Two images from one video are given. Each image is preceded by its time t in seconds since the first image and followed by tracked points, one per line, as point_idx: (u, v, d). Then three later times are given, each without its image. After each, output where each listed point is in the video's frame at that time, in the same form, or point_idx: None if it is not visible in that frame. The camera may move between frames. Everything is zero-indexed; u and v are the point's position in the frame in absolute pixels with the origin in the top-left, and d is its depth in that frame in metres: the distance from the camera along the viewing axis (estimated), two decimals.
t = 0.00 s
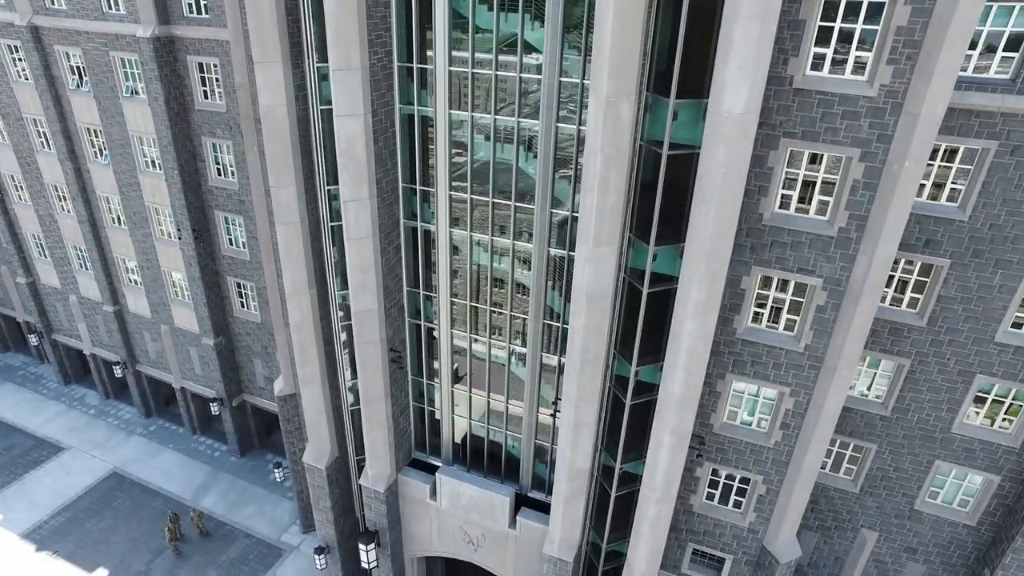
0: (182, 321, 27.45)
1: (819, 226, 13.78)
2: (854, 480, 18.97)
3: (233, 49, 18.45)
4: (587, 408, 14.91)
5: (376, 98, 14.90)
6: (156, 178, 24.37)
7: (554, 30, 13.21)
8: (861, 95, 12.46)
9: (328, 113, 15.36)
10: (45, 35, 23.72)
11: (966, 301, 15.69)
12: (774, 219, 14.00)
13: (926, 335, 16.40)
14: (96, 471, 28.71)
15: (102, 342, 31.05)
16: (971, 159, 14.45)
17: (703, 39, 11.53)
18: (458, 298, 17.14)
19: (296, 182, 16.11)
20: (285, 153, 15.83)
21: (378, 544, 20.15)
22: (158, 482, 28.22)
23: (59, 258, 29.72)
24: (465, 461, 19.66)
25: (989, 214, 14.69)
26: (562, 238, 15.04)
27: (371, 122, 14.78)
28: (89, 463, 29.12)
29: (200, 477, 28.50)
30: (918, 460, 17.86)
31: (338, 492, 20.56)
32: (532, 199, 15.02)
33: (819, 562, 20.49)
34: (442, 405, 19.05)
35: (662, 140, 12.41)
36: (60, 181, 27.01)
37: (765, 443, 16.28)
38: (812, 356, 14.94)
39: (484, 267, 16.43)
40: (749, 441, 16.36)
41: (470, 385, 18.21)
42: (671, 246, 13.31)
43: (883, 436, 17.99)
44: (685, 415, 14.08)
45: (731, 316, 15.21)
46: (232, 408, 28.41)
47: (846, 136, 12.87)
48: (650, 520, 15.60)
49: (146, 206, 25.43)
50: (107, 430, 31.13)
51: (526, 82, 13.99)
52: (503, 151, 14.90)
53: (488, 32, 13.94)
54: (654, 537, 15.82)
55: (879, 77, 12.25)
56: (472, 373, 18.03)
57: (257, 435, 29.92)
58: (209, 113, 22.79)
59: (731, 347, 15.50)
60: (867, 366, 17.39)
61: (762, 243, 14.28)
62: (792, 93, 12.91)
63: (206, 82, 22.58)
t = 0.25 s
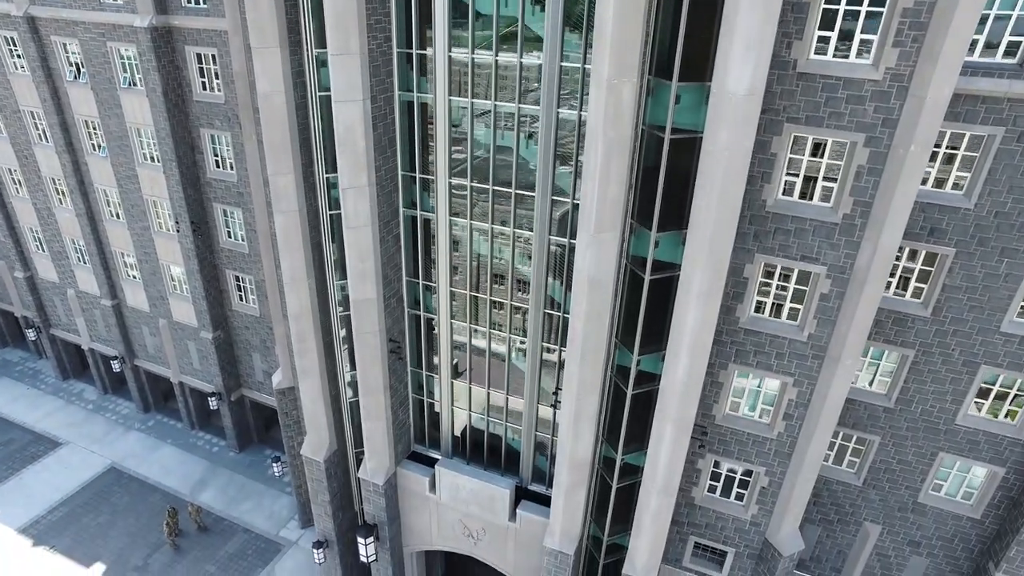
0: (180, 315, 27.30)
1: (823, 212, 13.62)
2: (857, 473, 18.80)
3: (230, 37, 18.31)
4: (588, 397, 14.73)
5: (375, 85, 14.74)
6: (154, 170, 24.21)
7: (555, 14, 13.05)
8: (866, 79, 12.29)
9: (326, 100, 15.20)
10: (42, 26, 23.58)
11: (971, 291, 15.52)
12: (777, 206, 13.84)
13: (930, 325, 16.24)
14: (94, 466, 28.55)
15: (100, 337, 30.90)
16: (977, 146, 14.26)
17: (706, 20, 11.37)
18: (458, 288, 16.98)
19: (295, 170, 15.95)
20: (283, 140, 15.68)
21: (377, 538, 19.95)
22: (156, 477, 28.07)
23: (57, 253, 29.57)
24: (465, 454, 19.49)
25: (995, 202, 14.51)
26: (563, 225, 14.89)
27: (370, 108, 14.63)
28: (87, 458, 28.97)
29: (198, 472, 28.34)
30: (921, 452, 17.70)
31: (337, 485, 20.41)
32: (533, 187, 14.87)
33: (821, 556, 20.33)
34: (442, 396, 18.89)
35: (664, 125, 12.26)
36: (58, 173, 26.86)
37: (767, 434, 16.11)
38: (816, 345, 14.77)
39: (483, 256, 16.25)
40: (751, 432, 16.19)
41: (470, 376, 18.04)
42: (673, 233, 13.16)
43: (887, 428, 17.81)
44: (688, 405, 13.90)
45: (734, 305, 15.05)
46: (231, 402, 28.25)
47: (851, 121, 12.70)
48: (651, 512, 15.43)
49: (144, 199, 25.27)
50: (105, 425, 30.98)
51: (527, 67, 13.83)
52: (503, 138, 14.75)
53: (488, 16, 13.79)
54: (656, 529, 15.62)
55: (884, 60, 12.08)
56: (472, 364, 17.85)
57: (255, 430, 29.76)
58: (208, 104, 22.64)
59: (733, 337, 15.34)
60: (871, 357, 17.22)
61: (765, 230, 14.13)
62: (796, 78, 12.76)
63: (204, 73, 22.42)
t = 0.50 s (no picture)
0: (178, 310, 27.14)
1: (827, 200, 13.46)
2: (861, 466, 18.63)
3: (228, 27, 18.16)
4: (589, 388, 14.56)
5: (374, 72, 14.58)
6: (151, 163, 24.06)
7: None
8: (870, 63, 12.10)
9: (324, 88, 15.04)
10: (39, 18, 23.44)
11: (976, 281, 15.36)
12: (781, 193, 13.68)
13: (935, 316, 16.07)
14: (91, 462, 28.37)
15: (98, 332, 30.74)
16: (983, 134, 14.09)
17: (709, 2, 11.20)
18: (457, 279, 16.82)
19: (292, 159, 15.79)
20: (281, 128, 15.53)
21: (376, 533, 19.77)
22: (154, 473, 27.89)
23: (54, 247, 29.42)
24: (464, 447, 19.32)
25: (1000, 191, 14.34)
26: (564, 214, 14.73)
27: (368, 95, 14.46)
28: (85, 454, 28.80)
29: (196, 468, 28.16)
30: (925, 445, 17.52)
31: (336, 479, 20.24)
32: (533, 175, 14.70)
33: (824, 551, 20.18)
34: (441, 389, 18.71)
35: (666, 110, 12.11)
36: (55, 167, 26.70)
37: (770, 426, 15.94)
38: (819, 335, 14.60)
39: (483, 246, 16.08)
40: (754, 424, 16.02)
41: (470, 368, 17.87)
42: (675, 219, 13.01)
43: (891, 421, 17.64)
44: (690, 395, 13.71)
45: (737, 295, 14.89)
46: (229, 398, 28.08)
47: (855, 106, 12.53)
48: (653, 504, 15.26)
49: (142, 192, 25.11)
50: (103, 421, 30.81)
51: (527, 53, 13.66)
52: (503, 126, 14.59)
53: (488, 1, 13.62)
54: (658, 522, 15.43)
55: (889, 44, 11.89)
56: (471, 356, 17.68)
57: (254, 426, 29.60)
58: (206, 96, 22.49)
59: (736, 327, 15.17)
60: (875, 349, 17.06)
61: (768, 218, 13.97)
62: (800, 62, 12.58)
63: (202, 65, 22.28)
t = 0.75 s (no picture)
0: (176, 304, 26.97)
1: (831, 186, 13.30)
2: (864, 459, 18.46)
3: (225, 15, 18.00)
4: (589, 378, 14.38)
5: (372, 58, 14.41)
6: (149, 156, 23.89)
7: None
8: (875, 46, 11.90)
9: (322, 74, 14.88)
10: (36, 9, 23.28)
11: (981, 270, 15.19)
12: (784, 180, 13.53)
13: (939, 307, 15.91)
14: (88, 457, 28.20)
15: (95, 327, 30.57)
16: (989, 121, 13.91)
17: None
18: (457, 270, 16.65)
19: (290, 147, 15.62)
20: (278, 116, 15.37)
21: (375, 527, 19.58)
22: (152, 468, 27.72)
23: (52, 241, 29.24)
24: (463, 440, 19.14)
25: (1006, 178, 14.17)
26: (565, 202, 14.58)
27: (367, 81, 14.29)
28: (82, 450, 28.63)
29: (194, 463, 27.99)
30: (929, 437, 17.35)
31: (334, 473, 20.07)
32: (534, 163, 14.55)
33: (827, 544, 20.04)
34: (441, 381, 18.54)
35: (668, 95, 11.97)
36: (52, 160, 26.53)
37: (773, 417, 15.77)
38: (823, 324, 14.44)
39: (483, 235, 15.92)
40: (756, 415, 15.86)
41: (469, 360, 17.70)
42: (677, 205, 12.87)
43: (894, 413, 17.47)
44: (692, 384, 13.55)
45: (739, 284, 14.73)
46: (227, 393, 27.92)
47: (860, 91, 12.35)
48: (654, 496, 15.09)
49: (139, 185, 24.94)
50: (101, 416, 30.64)
51: (528, 38, 13.51)
52: (503, 113, 14.44)
53: None
54: (660, 514, 15.25)
55: (894, 26, 11.69)
56: (471, 347, 17.51)
57: (252, 422, 29.44)
58: (203, 87, 22.32)
59: (739, 316, 15.01)
60: (878, 340, 16.88)
61: (771, 205, 13.83)
62: (803, 46, 12.40)
63: (200, 56, 22.11)
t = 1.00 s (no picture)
0: (174, 297, 26.83)
1: (834, 172, 13.16)
2: (867, 452, 18.30)
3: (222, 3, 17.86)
4: (590, 367, 14.20)
5: (371, 43, 14.25)
6: (147, 147, 23.75)
7: None
8: (880, 29, 11.72)
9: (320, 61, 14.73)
10: None
11: (986, 259, 15.03)
12: (787, 166, 13.40)
13: (943, 296, 15.74)
14: (86, 452, 28.05)
15: (93, 321, 30.42)
16: (995, 106, 13.74)
17: None
18: (456, 259, 16.50)
19: (288, 134, 15.47)
20: (276, 103, 15.23)
21: (373, 520, 19.41)
22: (149, 463, 27.57)
23: (49, 235, 29.10)
24: (463, 432, 18.97)
25: (1011, 165, 14.01)
26: (565, 189, 14.47)
27: (366, 67, 14.13)
28: (80, 444, 28.48)
29: (192, 458, 27.85)
30: (933, 429, 17.19)
31: (332, 466, 19.92)
32: (534, 150, 14.42)
33: (829, 538, 19.89)
34: (440, 373, 18.38)
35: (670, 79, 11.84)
36: (49, 153, 26.38)
37: (776, 407, 15.61)
38: (826, 313, 14.30)
39: (483, 224, 15.76)
40: (759, 406, 15.70)
41: (469, 351, 17.54)
42: (679, 191, 12.75)
43: (898, 404, 17.31)
44: (695, 372, 13.39)
45: (741, 272, 14.59)
46: (225, 387, 27.78)
47: (864, 74, 12.18)
48: (656, 487, 14.94)
49: (137, 177, 24.79)
50: (99, 411, 30.50)
51: (528, 23, 13.36)
52: (503, 100, 14.31)
53: None
54: (661, 505, 15.08)
55: (900, 8, 11.50)
56: (471, 338, 17.35)
57: (251, 416, 29.30)
58: (201, 78, 22.17)
59: (741, 305, 14.86)
60: (882, 330, 16.70)
61: (773, 192, 13.69)
62: (807, 29, 12.23)
63: (198, 46, 21.96)
